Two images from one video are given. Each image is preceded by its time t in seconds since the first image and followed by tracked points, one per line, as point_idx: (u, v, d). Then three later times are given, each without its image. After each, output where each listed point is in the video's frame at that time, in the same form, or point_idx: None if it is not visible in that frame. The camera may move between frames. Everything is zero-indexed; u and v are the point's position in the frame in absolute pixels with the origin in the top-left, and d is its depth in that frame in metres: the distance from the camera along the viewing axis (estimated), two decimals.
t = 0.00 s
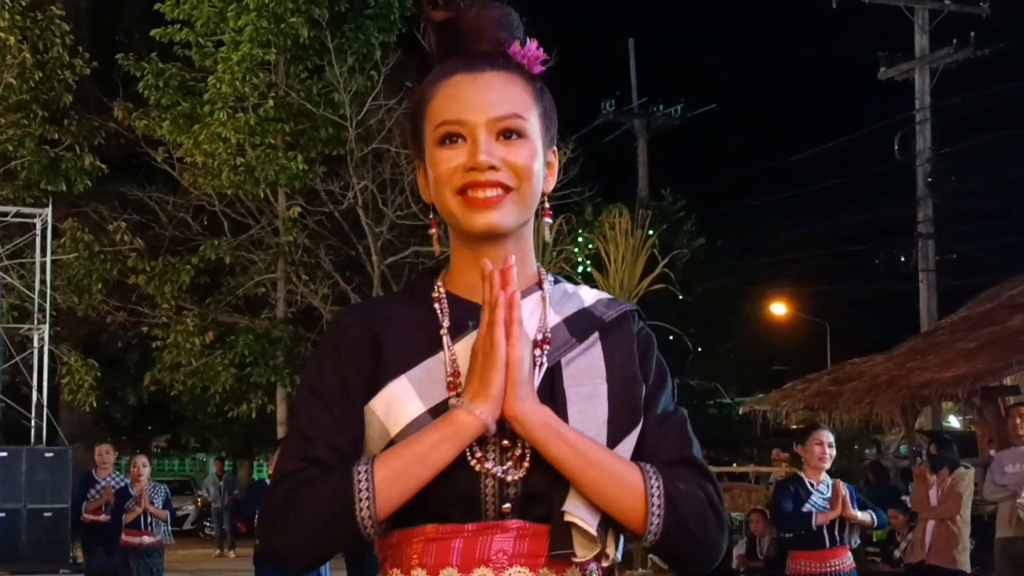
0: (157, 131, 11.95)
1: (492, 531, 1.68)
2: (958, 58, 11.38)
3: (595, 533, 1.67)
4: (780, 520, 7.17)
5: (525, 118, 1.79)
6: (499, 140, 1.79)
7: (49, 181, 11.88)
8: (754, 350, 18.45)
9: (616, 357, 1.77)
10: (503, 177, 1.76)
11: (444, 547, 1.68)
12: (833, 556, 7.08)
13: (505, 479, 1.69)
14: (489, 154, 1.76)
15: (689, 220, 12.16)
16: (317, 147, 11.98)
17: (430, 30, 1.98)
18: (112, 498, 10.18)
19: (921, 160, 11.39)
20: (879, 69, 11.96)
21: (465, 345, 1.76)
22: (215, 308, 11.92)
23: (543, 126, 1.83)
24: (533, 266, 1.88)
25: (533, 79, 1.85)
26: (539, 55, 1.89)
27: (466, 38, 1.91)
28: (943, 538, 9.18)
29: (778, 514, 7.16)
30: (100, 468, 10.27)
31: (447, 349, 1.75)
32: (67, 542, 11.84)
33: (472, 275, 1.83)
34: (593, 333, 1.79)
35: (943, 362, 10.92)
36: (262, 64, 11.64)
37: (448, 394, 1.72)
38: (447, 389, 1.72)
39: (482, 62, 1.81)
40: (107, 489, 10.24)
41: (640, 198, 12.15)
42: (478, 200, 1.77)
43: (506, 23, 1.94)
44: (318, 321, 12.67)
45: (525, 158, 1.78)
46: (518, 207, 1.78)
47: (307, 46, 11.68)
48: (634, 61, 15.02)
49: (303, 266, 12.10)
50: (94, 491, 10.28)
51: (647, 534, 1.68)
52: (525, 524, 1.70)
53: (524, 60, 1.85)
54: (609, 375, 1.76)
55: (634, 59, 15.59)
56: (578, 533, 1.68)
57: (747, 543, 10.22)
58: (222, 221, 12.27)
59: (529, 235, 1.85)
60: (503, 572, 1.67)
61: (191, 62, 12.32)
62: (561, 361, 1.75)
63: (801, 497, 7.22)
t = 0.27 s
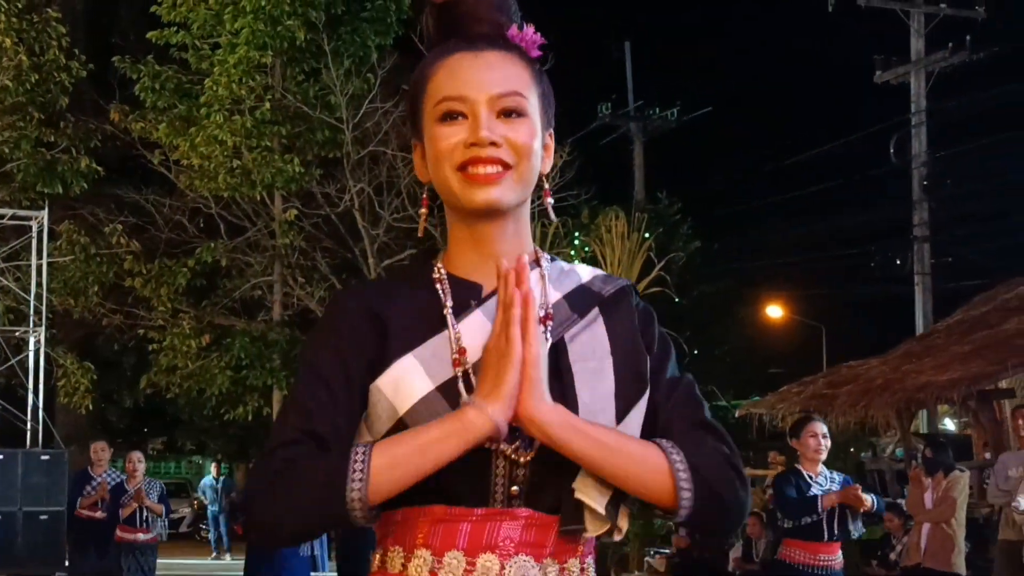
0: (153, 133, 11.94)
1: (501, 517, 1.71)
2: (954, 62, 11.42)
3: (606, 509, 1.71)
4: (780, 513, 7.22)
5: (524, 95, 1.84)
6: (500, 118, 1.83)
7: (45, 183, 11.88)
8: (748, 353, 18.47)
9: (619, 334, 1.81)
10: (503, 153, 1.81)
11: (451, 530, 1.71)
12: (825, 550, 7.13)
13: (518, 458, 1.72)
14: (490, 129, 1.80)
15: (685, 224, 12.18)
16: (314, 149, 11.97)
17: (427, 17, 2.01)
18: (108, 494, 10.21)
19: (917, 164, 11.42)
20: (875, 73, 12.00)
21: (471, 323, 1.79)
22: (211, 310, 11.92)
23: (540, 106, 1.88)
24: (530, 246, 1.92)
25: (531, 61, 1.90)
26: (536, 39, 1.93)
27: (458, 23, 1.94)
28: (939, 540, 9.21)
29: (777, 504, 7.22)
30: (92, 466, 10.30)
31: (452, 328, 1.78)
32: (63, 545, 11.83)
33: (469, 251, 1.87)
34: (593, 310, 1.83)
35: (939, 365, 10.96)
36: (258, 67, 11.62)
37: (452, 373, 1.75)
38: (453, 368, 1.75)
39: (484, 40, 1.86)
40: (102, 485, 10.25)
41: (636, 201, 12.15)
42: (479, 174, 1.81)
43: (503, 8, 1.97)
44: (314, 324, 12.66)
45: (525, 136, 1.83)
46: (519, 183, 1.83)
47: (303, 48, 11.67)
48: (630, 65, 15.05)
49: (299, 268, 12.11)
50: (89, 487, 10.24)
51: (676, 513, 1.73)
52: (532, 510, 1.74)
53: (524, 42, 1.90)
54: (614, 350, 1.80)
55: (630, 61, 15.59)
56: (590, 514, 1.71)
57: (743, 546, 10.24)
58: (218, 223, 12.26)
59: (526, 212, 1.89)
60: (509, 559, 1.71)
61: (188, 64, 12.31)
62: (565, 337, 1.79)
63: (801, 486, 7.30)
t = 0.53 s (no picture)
0: (152, 139, 11.95)
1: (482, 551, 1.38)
2: (952, 69, 11.42)
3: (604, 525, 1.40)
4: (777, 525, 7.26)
5: (537, 153, 1.48)
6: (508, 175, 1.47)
7: (44, 189, 11.92)
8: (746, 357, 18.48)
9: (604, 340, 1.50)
10: (501, 216, 1.45)
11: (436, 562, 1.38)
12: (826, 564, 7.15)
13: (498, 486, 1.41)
14: (498, 188, 1.44)
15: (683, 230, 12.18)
16: (312, 155, 12.01)
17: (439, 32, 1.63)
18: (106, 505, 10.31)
19: (915, 170, 11.40)
20: (874, 79, 11.98)
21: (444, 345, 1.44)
22: (210, 316, 11.91)
23: (549, 166, 1.52)
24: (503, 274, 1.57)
25: (539, 108, 1.53)
26: (546, 85, 1.56)
27: (471, 54, 1.56)
28: (937, 548, 9.21)
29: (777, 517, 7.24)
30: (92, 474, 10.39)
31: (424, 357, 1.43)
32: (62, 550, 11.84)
33: (448, 293, 1.50)
34: (567, 325, 1.50)
35: (938, 371, 10.94)
36: (257, 72, 11.63)
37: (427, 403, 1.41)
38: (429, 395, 1.41)
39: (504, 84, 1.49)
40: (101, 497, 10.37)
41: (635, 207, 12.17)
42: (476, 231, 1.45)
43: (523, 42, 1.59)
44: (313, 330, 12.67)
45: (528, 201, 1.47)
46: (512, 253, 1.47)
47: (302, 54, 11.70)
48: (629, 70, 15.06)
49: (297, 274, 12.12)
50: (89, 499, 10.40)
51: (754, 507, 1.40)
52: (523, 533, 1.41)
53: (535, 86, 1.53)
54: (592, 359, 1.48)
55: (629, 67, 15.62)
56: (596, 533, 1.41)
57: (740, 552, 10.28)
58: (218, 229, 12.27)
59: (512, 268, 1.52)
60: None
61: (186, 69, 12.31)
62: (547, 352, 1.46)
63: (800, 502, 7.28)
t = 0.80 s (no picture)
0: (152, 146, 11.94)
1: (508, 553, 1.86)
2: (952, 76, 11.44)
3: (611, 540, 1.89)
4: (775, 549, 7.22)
5: (549, 147, 2.02)
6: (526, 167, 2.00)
7: (44, 197, 11.95)
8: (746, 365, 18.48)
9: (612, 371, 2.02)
10: (525, 202, 1.97)
11: (458, 569, 1.84)
12: None
13: (516, 497, 1.87)
14: (520, 177, 1.96)
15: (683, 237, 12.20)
16: (312, 162, 11.95)
17: (453, 43, 2.14)
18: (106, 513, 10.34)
19: (914, 177, 11.43)
20: (873, 87, 12.01)
21: (471, 359, 1.93)
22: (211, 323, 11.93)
23: (559, 158, 2.06)
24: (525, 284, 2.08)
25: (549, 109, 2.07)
26: (558, 93, 2.12)
27: (488, 62, 2.08)
28: (937, 555, 9.24)
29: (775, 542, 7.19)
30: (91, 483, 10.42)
31: (453, 366, 1.91)
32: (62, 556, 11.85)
33: (472, 291, 2.02)
34: (585, 347, 2.03)
35: (938, 379, 10.97)
36: (257, 79, 11.62)
37: (453, 411, 1.88)
38: (453, 408, 1.88)
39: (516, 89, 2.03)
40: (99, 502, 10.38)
41: (634, 215, 12.17)
42: (502, 216, 1.96)
43: (529, 50, 2.11)
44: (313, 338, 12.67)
45: (545, 189, 2.00)
46: (532, 230, 1.99)
47: (302, 61, 11.70)
48: (628, 78, 15.09)
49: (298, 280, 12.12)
50: (87, 503, 10.39)
51: None
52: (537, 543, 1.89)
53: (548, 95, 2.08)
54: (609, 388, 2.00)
55: (629, 74, 15.62)
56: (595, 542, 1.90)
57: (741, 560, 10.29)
58: (218, 235, 12.27)
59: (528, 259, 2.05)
60: None
61: (186, 76, 12.32)
62: (562, 372, 1.97)
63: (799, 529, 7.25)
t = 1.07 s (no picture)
0: (154, 153, 11.95)
1: (519, 541, 1.75)
2: (952, 84, 11.44)
3: (628, 527, 1.76)
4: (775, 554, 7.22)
5: (563, 139, 1.90)
6: (540, 158, 1.89)
7: (45, 203, 11.93)
8: (747, 371, 18.50)
9: (631, 362, 1.92)
10: (539, 195, 1.86)
11: (470, 554, 1.73)
12: None
13: (532, 484, 1.76)
14: (533, 170, 1.85)
15: (685, 244, 12.20)
16: (314, 169, 11.94)
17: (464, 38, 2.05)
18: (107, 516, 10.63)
19: (916, 185, 11.43)
20: (874, 94, 12.01)
21: (488, 343, 1.82)
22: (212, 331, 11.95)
23: (573, 149, 1.95)
24: (540, 278, 1.97)
25: (563, 99, 1.97)
26: (569, 79, 2.02)
27: (497, 51, 1.99)
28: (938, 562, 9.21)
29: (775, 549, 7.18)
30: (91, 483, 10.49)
31: (470, 350, 1.81)
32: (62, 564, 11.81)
33: (485, 281, 1.90)
34: (602, 339, 1.92)
35: (939, 386, 10.96)
36: (259, 87, 11.61)
37: (471, 394, 1.77)
38: (473, 390, 1.78)
39: (529, 80, 1.92)
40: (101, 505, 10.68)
41: (636, 222, 12.17)
42: (514, 211, 1.85)
43: (542, 40, 2.02)
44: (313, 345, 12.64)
45: (558, 180, 1.89)
46: (545, 224, 1.88)
47: (304, 68, 11.70)
48: (631, 87, 15.13)
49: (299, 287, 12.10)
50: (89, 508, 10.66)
51: None
52: (551, 533, 1.78)
53: (561, 84, 1.98)
54: (629, 377, 1.89)
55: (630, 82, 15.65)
56: (612, 531, 1.77)
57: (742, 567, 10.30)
58: (219, 243, 12.24)
59: (542, 253, 1.95)
60: None
61: (188, 84, 12.32)
62: (580, 362, 1.87)
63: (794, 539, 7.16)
